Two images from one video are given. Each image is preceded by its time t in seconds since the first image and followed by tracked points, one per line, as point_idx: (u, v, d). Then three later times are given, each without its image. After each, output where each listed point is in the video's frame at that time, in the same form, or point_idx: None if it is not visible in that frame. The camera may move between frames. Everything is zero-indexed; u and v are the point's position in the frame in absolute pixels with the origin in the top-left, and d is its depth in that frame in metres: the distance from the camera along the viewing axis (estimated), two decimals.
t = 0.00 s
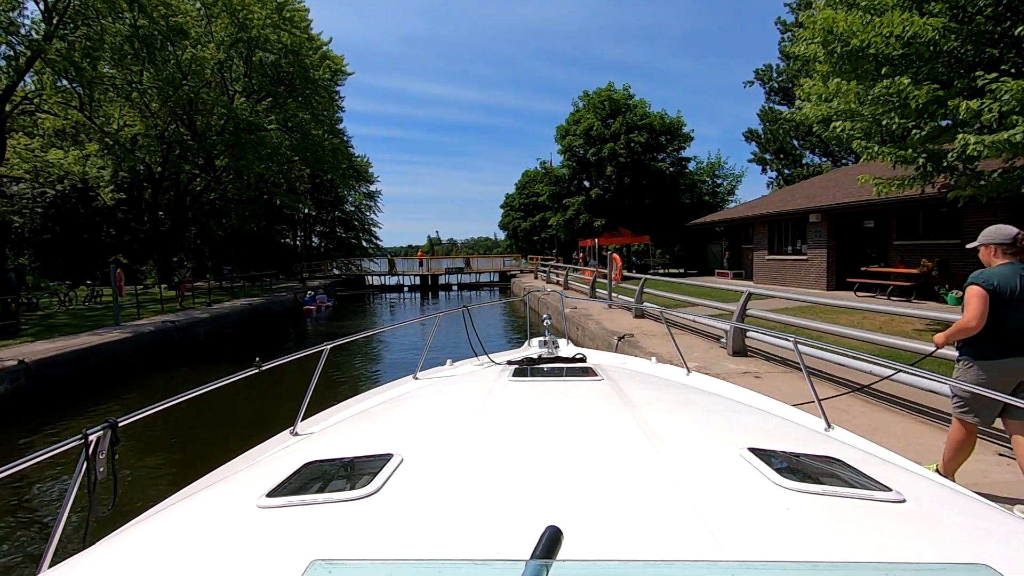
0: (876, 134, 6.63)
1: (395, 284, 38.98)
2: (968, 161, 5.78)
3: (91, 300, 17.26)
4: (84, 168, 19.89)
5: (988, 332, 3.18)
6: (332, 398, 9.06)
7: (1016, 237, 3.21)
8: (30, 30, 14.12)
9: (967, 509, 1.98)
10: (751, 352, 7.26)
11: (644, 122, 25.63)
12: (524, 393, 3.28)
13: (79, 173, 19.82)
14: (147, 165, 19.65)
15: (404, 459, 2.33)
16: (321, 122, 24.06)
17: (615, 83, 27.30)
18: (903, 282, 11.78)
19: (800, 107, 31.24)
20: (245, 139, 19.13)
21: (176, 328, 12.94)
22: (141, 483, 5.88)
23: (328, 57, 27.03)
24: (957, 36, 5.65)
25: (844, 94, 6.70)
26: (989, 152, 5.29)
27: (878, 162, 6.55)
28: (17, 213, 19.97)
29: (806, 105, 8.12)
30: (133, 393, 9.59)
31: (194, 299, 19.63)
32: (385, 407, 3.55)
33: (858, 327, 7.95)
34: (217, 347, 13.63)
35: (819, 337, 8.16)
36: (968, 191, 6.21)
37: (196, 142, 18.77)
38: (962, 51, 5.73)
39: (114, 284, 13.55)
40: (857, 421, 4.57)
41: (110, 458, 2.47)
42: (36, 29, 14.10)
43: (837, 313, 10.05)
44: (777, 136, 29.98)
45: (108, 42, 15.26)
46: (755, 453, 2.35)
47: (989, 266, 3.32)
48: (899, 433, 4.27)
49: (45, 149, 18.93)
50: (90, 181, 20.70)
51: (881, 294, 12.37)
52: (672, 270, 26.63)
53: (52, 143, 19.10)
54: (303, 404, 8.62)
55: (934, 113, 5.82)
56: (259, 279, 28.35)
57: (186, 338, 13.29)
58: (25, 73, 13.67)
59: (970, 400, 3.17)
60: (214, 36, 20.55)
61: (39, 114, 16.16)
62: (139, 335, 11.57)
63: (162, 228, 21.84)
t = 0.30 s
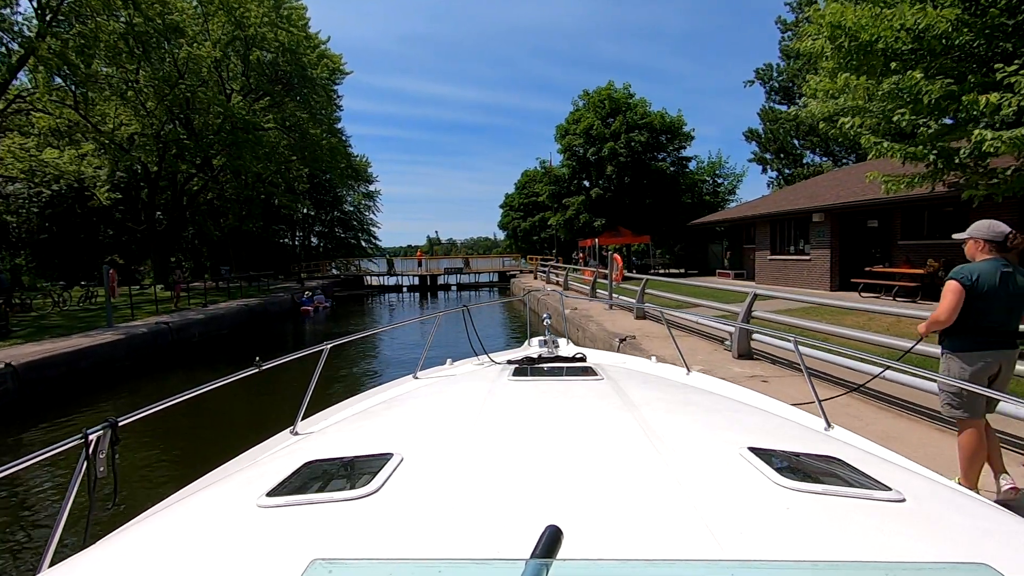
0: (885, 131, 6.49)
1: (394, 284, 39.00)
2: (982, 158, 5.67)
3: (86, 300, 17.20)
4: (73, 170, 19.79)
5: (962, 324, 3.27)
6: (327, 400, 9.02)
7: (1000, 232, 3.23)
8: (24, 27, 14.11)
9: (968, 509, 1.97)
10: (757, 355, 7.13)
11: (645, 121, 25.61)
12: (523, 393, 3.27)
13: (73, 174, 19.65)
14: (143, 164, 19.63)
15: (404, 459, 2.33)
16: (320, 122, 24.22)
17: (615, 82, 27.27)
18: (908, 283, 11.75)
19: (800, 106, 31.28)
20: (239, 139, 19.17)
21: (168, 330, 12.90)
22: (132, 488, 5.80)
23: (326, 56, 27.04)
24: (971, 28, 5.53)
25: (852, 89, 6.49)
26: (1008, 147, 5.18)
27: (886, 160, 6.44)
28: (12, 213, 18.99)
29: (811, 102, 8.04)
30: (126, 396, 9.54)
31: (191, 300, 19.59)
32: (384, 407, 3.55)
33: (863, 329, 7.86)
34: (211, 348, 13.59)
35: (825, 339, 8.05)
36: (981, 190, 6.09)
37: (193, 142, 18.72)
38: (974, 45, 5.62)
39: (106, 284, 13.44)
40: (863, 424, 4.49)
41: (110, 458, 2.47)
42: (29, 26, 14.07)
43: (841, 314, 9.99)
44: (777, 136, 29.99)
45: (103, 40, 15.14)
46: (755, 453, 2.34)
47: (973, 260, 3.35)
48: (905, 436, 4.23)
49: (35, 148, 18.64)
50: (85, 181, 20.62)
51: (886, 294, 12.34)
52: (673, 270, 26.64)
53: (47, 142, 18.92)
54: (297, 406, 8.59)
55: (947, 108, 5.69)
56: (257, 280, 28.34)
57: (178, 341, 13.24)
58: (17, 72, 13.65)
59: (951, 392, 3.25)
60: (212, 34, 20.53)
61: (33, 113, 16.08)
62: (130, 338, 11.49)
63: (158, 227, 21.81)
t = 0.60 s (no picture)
0: (896, 127, 6.39)
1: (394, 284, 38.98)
2: (995, 155, 5.56)
3: (80, 301, 17.10)
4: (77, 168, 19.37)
5: (956, 328, 3.29)
6: (323, 402, 8.94)
7: (994, 237, 3.23)
8: (18, 25, 14.00)
9: (968, 509, 1.97)
10: (763, 357, 7.03)
11: (645, 120, 25.61)
12: (523, 393, 3.27)
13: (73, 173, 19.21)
14: (139, 164, 19.58)
15: (403, 459, 2.33)
16: (318, 121, 24.21)
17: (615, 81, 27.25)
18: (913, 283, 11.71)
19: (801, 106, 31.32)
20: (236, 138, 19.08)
21: (162, 332, 12.82)
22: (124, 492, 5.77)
23: (326, 55, 27.03)
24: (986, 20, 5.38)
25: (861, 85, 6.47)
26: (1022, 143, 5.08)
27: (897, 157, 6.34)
28: (9, 214, 18.93)
29: (816, 99, 7.99)
30: (119, 399, 9.46)
31: (187, 300, 19.51)
32: (383, 407, 3.54)
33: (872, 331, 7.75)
34: (205, 350, 13.53)
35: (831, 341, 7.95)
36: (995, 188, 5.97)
37: (190, 141, 18.66)
38: (987, 38, 5.53)
39: (99, 284, 13.38)
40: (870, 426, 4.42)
41: (109, 458, 2.47)
42: (22, 23, 13.95)
43: (846, 315, 9.92)
44: (778, 136, 30.00)
45: (96, 37, 15.00)
46: (755, 452, 2.34)
47: (967, 264, 3.35)
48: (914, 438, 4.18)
49: (32, 148, 17.96)
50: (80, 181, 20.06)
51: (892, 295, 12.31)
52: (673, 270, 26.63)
53: (43, 141, 18.64)
54: (292, 408, 8.54)
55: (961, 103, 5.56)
56: (256, 280, 28.30)
57: (172, 342, 13.18)
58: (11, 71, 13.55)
59: (951, 395, 3.25)
60: (208, 33, 20.25)
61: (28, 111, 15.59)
62: (122, 340, 11.40)
63: (155, 227, 21.75)
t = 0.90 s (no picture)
0: (907, 124, 6.23)
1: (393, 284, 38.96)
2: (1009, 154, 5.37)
3: (74, 302, 17.03)
4: (74, 167, 19.47)
5: (953, 326, 3.28)
6: (319, 405, 8.87)
7: (988, 235, 3.24)
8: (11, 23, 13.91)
9: (968, 509, 1.97)
10: (769, 361, 6.87)
11: (646, 120, 25.61)
12: (524, 393, 3.27)
13: (70, 172, 19.23)
14: (135, 163, 19.62)
15: (403, 459, 2.33)
16: (316, 120, 24.15)
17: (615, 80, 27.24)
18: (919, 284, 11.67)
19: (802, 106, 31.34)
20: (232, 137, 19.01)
21: (155, 333, 12.76)
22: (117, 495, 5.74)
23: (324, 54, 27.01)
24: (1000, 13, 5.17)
25: (872, 80, 6.40)
26: None
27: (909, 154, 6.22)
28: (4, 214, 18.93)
29: (822, 97, 7.94)
30: (112, 402, 9.41)
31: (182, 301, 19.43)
32: (384, 407, 3.54)
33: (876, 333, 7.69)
34: (200, 352, 13.48)
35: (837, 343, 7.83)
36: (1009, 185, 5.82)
37: (186, 140, 18.62)
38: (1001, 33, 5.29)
39: (92, 284, 13.32)
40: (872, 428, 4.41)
41: (109, 459, 2.47)
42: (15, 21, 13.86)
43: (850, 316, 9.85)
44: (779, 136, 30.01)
45: (89, 35, 14.87)
46: (755, 453, 2.34)
47: (960, 262, 3.36)
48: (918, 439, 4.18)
49: (31, 148, 18.26)
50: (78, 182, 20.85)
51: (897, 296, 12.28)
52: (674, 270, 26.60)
53: (39, 140, 18.81)
54: (286, 411, 8.50)
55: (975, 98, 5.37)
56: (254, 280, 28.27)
57: (166, 344, 13.12)
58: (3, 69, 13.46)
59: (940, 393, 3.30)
60: (206, 31, 20.24)
61: (22, 110, 15.54)
62: (115, 341, 11.34)
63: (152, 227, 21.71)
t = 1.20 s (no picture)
0: (921, 120, 6.07)
1: (392, 284, 38.97)
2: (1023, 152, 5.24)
3: (69, 302, 16.99)
4: (70, 167, 19.61)
5: (952, 326, 3.29)
6: (316, 406, 8.86)
7: (982, 235, 3.28)
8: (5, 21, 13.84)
9: (969, 509, 1.97)
10: (777, 364, 6.68)
11: (647, 119, 25.59)
12: (524, 393, 3.27)
13: (66, 171, 19.35)
14: (132, 163, 19.62)
15: (404, 459, 2.33)
16: (315, 120, 24.11)
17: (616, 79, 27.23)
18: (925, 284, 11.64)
19: (803, 105, 31.35)
20: (229, 136, 19.00)
21: (151, 335, 12.72)
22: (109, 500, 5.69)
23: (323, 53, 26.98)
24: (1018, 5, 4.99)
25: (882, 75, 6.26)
26: None
27: (921, 152, 6.13)
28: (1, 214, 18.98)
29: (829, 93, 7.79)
30: (107, 405, 9.37)
31: (180, 301, 19.40)
32: (384, 407, 3.55)
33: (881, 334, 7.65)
34: (195, 354, 13.45)
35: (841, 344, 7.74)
36: None
37: (183, 139, 18.63)
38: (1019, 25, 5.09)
39: (85, 283, 13.25)
40: (875, 428, 4.39)
41: (110, 459, 2.48)
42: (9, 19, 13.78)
43: (854, 317, 9.80)
44: (781, 136, 30.02)
45: (84, 32, 14.77)
46: (756, 453, 2.34)
47: (955, 264, 3.39)
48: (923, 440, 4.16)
49: (27, 147, 18.30)
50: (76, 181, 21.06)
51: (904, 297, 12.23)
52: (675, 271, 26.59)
53: (36, 140, 18.82)
54: (282, 412, 8.48)
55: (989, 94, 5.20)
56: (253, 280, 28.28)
57: (162, 345, 13.09)
58: None
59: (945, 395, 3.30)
60: (202, 29, 19.86)
61: (17, 108, 15.74)
62: (109, 342, 11.27)
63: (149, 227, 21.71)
